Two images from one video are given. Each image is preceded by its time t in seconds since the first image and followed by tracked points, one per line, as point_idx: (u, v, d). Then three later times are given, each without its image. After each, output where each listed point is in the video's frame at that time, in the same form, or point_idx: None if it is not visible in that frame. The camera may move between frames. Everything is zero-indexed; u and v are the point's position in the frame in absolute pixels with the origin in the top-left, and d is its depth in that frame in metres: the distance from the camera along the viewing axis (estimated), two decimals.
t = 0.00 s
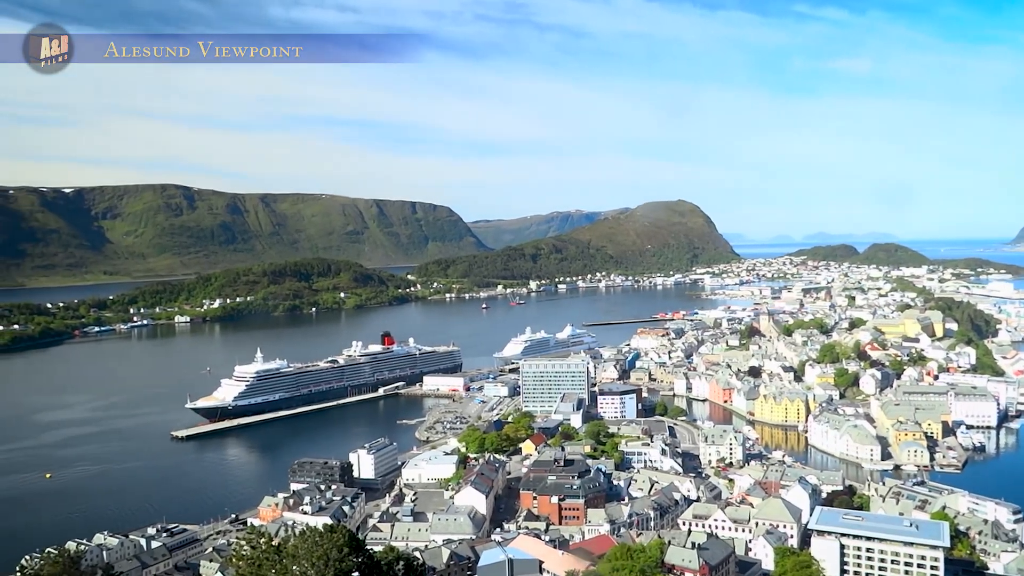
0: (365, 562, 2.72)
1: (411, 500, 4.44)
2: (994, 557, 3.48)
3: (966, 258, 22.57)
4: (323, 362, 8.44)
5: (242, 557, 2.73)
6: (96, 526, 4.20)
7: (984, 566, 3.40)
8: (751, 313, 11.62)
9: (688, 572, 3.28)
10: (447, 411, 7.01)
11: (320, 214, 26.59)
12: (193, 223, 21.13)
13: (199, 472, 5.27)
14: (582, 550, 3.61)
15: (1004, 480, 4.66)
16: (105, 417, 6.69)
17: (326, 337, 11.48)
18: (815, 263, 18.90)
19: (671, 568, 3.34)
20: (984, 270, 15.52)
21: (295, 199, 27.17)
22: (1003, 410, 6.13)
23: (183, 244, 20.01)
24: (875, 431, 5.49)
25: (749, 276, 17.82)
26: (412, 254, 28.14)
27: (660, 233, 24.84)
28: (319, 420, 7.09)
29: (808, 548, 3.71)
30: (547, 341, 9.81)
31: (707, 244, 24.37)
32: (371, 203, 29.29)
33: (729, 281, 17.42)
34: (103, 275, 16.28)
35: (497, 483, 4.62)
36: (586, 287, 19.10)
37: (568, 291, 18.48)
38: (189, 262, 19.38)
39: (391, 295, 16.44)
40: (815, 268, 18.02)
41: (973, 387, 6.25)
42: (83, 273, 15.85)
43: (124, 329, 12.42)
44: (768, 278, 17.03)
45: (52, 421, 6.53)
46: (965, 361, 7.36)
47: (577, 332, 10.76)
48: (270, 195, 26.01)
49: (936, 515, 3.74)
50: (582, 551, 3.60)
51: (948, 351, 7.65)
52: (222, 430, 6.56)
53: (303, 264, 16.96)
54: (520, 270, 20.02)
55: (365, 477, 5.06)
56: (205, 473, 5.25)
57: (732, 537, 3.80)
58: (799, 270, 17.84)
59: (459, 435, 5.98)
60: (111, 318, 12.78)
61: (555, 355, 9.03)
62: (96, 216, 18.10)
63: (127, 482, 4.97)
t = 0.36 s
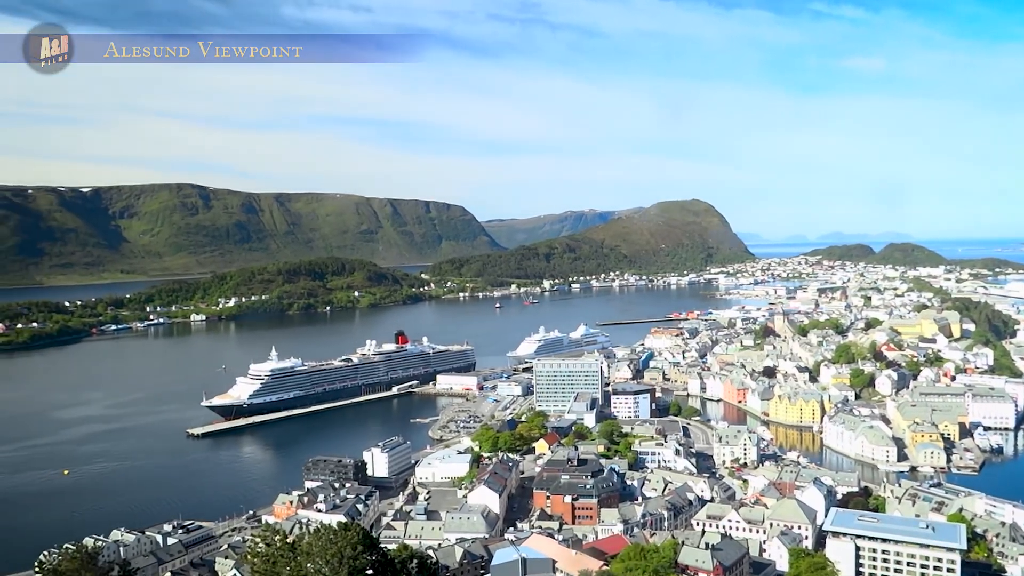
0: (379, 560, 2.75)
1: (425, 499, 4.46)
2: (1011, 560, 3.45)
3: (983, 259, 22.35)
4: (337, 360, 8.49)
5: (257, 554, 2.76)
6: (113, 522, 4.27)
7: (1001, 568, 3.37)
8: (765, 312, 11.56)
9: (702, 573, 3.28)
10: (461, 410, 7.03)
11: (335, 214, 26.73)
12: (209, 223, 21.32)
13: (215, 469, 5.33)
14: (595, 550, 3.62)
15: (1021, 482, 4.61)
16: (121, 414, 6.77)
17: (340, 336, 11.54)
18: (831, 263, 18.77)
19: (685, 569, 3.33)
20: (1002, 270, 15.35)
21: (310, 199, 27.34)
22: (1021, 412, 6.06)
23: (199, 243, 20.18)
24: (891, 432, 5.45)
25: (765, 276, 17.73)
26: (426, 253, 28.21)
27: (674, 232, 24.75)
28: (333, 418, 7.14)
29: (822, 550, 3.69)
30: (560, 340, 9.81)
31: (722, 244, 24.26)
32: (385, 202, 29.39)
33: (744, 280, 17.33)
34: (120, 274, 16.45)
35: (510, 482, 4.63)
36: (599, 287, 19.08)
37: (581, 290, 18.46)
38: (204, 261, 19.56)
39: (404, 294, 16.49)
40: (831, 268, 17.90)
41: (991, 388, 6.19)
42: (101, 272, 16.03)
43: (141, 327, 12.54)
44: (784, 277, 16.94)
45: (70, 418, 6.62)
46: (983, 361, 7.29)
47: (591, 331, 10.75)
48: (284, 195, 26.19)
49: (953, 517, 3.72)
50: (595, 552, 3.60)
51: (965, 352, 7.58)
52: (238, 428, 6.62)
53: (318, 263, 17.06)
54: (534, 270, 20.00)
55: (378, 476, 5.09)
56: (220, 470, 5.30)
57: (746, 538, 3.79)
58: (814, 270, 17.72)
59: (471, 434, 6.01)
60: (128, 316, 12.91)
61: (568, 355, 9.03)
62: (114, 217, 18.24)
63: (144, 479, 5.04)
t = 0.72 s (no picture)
0: (394, 558, 2.77)
1: (440, 496, 4.49)
2: None
3: (1004, 258, 22.06)
4: (353, 358, 8.54)
5: (273, 550, 2.79)
6: (131, 518, 4.32)
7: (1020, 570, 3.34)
8: (782, 311, 11.49)
9: (717, 572, 3.27)
10: (476, 408, 7.06)
11: (351, 212, 26.87)
12: (226, 221, 21.51)
13: (231, 466, 5.37)
14: (609, 550, 3.60)
15: None
16: (139, 410, 6.86)
17: (356, 334, 11.59)
18: (848, 261, 18.61)
19: (700, 568, 3.33)
20: None
21: (326, 198, 27.49)
22: None
23: (216, 241, 20.36)
24: (908, 433, 5.41)
25: (781, 274, 17.61)
26: (441, 250, 28.27)
27: (689, 230, 24.63)
28: (349, 415, 7.18)
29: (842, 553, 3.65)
30: (575, 338, 9.81)
31: (738, 242, 24.11)
32: (401, 201, 29.49)
33: (760, 279, 17.22)
34: (139, 272, 16.62)
35: (525, 481, 4.65)
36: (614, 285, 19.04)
37: (596, 289, 18.42)
38: (222, 258, 19.74)
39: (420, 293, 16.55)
40: (848, 267, 17.75)
41: (1011, 388, 6.11)
42: (120, 270, 16.21)
43: (159, 324, 12.68)
44: (801, 276, 16.82)
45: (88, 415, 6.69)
46: (1003, 361, 7.20)
47: (606, 329, 10.73)
48: (300, 193, 26.36)
49: (972, 518, 3.68)
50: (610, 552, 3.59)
51: (984, 351, 7.50)
52: (254, 425, 6.68)
53: (334, 261, 17.16)
54: (549, 268, 19.99)
55: (394, 473, 5.12)
56: (237, 467, 5.35)
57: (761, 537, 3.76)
58: (831, 269, 17.58)
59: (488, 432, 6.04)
60: (147, 313, 13.05)
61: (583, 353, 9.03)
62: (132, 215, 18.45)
63: (162, 475, 5.10)
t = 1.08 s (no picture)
0: (408, 555, 2.78)
1: (454, 495, 4.52)
2: None
3: None
4: (368, 356, 8.58)
5: (289, 548, 2.82)
6: (149, 513, 4.38)
7: None
8: (798, 310, 11.41)
9: (731, 572, 3.27)
10: (490, 406, 7.08)
11: (366, 211, 26.98)
12: (242, 219, 21.67)
13: (247, 463, 5.43)
14: (621, 549, 3.62)
15: None
16: (156, 408, 6.93)
17: (370, 333, 11.64)
18: (865, 260, 18.46)
19: (715, 568, 3.33)
20: None
21: (341, 197, 27.61)
22: None
23: (232, 240, 20.53)
24: (926, 433, 5.36)
25: (797, 273, 17.49)
26: (456, 249, 28.30)
27: (704, 229, 24.51)
28: (363, 413, 7.23)
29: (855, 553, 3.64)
30: (589, 338, 9.80)
31: (754, 241, 23.97)
32: (416, 199, 29.57)
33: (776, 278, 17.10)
34: (156, 270, 16.81)
35: (539, 480, 4.66)
36: (629, 284, 18.99)
37: (611, 288, 18.39)
38: (238, 257, 19.89)
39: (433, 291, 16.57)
40: (865, 266, 17.61)
41: None
42: (137, 268, 16.39)
43: (176, 322, 12.80)
44: (817, 275, 16.69)
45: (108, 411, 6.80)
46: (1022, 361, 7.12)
47: (621, 328, 10.71)
48: (315, 192, 26.50)
49: (990, 520, 3.65)
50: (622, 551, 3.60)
51: (1003, 351, 7.41)
52: (270, 422, 6.74)
53: (349, 260, 17.25)
54: (563, 266, 19.97)
55: (408, 471, 5.15)
56: (252, 464, 5.40)
57: (774, 537, 3.76)
58: (848, 268, 17.43)
59: (501, 430, 6.06)
60: (164, 311, 13.19)
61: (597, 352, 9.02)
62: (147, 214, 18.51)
63: (179, 471, 5.16)
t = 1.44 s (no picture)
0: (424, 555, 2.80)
1: (466, 493, 4.54)
2: None
3: None
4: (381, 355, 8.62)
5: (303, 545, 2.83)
6: (165, 510, 4.43)
7: None
8: (812, 310, 11.35)
9: (745, 573, 3.27)
10: (503, 405, 7.10)
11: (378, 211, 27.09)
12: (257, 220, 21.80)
13: (261, 462, 5.47)
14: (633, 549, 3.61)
15: None
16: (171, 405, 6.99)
17: (382, 332, 11.66)
18: (880, 259, 18.33)
19: (728, 568, 3.33)
20: None
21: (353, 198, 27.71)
22: None
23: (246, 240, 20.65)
24: (942, 434, 5.32)
25: (811, 273, 17.40)
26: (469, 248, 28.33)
27: (718, 228, 24.43)
28: (376, 412, 7.26)
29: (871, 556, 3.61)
30: (602, 337, 9.80)
31: (767, 241, 23.87)
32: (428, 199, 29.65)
33: (790, 277, 17.01)
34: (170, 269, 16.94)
35: (552, 479, 4.67)
36: (642, 283, 18.97)
37: (623, 287, 18.37)
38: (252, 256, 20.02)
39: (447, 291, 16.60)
40: (880, 265, 17.49)
41: None
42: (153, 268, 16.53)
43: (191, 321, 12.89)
44: (831, 275, 16.60)
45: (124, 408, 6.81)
46: None
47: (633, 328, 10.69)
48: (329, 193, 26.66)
49: (1006, 522, 3.62)
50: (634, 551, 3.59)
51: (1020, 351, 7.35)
52: (283, 421, 6.78)
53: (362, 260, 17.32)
54: (576, 266, 19.96)
55: (421, 470, 5.17)
56: (266, 463, 5.44)
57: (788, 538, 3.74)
58: (863, 267, 17.33)
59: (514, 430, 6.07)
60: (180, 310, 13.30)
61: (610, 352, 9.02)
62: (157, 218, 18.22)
63: (195, 468, 5.21)
